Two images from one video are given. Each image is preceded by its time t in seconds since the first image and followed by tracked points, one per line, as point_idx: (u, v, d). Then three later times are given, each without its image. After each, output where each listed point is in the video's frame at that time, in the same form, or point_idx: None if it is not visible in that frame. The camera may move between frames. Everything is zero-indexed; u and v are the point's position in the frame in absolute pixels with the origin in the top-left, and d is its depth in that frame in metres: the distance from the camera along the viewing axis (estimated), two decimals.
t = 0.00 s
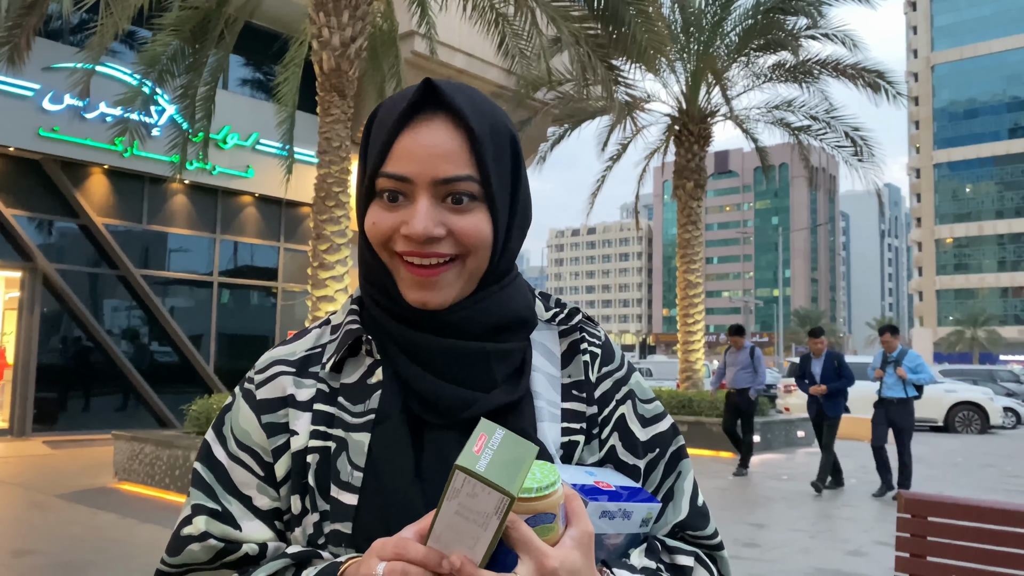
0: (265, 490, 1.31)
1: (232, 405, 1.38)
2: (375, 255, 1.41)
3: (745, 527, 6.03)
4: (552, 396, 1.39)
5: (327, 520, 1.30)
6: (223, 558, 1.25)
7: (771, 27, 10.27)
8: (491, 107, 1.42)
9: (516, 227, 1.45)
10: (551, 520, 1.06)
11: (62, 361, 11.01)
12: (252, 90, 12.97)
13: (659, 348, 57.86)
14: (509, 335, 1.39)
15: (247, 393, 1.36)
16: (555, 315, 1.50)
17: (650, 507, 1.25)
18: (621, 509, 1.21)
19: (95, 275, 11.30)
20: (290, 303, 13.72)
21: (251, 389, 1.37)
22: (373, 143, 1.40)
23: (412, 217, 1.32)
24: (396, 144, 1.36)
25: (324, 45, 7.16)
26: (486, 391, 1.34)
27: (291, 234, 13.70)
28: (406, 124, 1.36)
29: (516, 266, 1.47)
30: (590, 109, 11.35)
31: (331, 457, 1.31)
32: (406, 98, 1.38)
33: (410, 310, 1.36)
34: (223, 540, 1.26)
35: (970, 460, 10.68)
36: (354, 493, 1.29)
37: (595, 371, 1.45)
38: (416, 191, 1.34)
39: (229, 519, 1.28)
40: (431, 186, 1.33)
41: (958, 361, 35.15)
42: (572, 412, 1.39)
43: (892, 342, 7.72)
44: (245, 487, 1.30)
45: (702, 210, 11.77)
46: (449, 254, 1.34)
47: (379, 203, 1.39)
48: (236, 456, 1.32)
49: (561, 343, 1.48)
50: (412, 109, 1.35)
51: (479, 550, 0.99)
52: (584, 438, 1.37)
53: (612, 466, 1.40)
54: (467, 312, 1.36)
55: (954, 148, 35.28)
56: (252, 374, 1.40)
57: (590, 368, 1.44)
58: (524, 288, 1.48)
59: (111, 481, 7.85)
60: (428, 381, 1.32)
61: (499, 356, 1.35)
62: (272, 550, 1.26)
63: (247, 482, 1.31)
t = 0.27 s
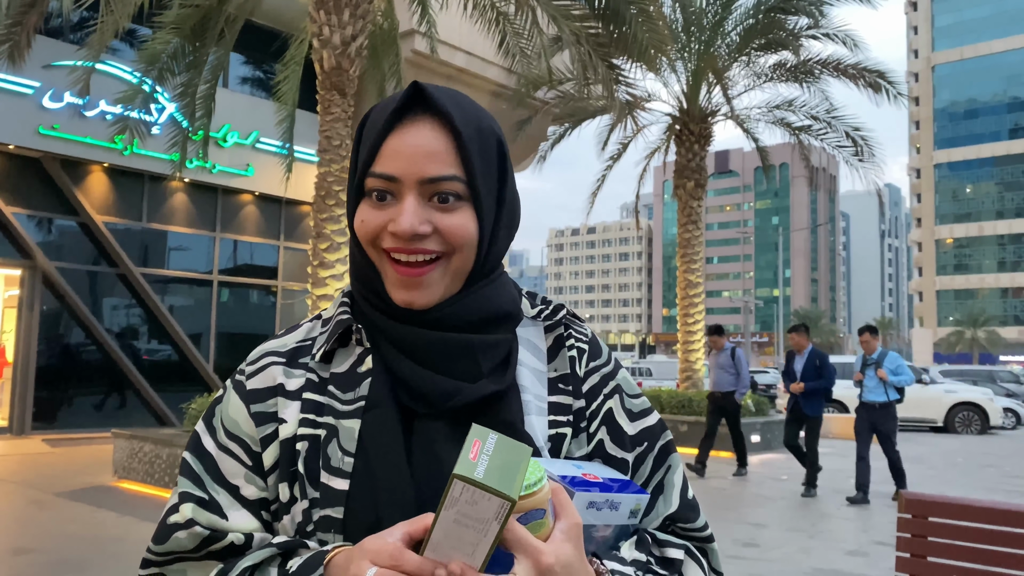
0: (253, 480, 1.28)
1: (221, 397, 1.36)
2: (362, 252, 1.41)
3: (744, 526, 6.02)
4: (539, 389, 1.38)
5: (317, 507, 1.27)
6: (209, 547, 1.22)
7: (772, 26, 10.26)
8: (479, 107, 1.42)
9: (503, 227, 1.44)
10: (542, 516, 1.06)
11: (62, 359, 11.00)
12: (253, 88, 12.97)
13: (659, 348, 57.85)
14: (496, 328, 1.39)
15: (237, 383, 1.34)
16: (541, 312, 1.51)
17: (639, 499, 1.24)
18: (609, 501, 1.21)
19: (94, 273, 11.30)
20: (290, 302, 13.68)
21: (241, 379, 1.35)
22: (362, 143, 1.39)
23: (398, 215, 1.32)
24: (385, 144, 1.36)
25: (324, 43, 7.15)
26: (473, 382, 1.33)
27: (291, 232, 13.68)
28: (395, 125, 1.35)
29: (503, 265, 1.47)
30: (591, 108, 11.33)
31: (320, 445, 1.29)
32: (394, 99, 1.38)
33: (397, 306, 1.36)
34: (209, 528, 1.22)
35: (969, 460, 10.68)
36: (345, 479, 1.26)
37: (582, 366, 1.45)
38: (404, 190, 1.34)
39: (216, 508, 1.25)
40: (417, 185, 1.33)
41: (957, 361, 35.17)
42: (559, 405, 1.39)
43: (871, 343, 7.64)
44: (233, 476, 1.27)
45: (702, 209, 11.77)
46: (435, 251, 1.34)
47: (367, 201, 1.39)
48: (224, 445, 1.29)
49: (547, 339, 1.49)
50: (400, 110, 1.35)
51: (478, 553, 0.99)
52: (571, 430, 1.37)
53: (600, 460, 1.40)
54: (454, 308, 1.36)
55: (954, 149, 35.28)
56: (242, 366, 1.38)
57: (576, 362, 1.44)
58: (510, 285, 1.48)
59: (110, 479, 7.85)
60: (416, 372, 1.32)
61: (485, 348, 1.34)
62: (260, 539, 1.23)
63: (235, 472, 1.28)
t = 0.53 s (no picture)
0: (241, 477, 1.29)
1: (212, 397, 1.37)
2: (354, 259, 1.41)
3: (743, 526, 6.03)
4: (524, 388, 1.37)
5: (304, 503, 1.27)
6: (196, 544, 1.23)
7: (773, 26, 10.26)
8: (465, 115, 1.42)
9: (493, 231, 1.45)
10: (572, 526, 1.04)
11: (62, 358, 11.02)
12: (253, 87, 12.97)
13: (659, 348, 57.84)
14: (483, 326, 1.39)
15: (227, 383, 1.35)
16: (526, 314, 1.49)
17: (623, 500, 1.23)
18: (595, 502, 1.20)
19: (95, 272, 11.30)
20: (290, 301, 13.68)
21: (231, 379, 1.36)
22: (352, 154, 1.40)
23: (390, 224, 1.33)
24: (375, 155, 1.36)
25: (325, 42, 7.16)
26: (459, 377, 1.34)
27: (291, 231, 13.68)
28: (384, 135, 1.36)
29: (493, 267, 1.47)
30: (591, 108, 11.33)
31: (309, 442, 1.30)
32: (382, 110, 1.38)
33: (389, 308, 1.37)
34: (197, 524, 1.24)
35: (969, 460, 10.68)
36: (332, 474, 1.27)
37: (567, 367, 1.42)
38: (395, 199, 1.35)
39: (204, 505, 1.26)
40: (408, 194, 1.34)
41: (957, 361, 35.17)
42: (543, 404, 1.37)
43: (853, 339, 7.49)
44: (221, 473, 1.28)
45: (702, 209, 11.77)
46: (427, 257, 1.35)
47: (358, 209, 1.40)
48: (213, 443, 1.29)
49: (531, 340, 1.46)
50: (389, 122, 1.36)
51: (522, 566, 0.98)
52: (555, 429, 1.35)
53: (583, 460, 1.37)
54: (445, 309, 1.36)
55: (954, 149, 35.27)
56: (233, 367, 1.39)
57: (561, 363, 1.41)
58: (500, 285, 1.48)
59: (110, 477, 7.85)
60: (404, 369, 1.32)
61: (473, 344, 1.35)
62: (246, 536, 1.24)
63: (223, 468, 1.29)
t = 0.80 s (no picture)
0: (220, 473, 1.26)
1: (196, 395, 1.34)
2: (348, 250, 1.39)
3: (744, 525, 6.04)
4: (507, 384, 1.34)
5: (288, 501, 1.23)
6: (173, 541, 1.22)
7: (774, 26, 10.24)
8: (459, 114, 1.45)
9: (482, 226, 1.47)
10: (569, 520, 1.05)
11: (63, 356, 11.03)
12: (254, 85, 12.97)
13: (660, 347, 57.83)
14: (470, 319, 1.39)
15: (210, 381, 1.32)
16: (509, 311, 1.47)
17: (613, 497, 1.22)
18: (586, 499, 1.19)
19: (96, 270, 11.31)
20: (291, 299, 13.68)
21: (215, 378, 1.32)
22: (349, 147, 1.38)
23: (391, 214, 1.33)
24: (374, 147, 1.35)
25: (327, 41, 7.17)
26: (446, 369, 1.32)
27: (292, 230, 13.69)
28: (384, 130, 1.36)
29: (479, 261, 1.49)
30: (593, 107, 11.34)
31: (292, 441, 1.25)
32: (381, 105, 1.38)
33: (384, 298, 1.35)
34: (173, 522, 1.22)
35: (969, 459, 10.69)
36: (316, 471, 1.24)
37: (551, 362, 1.40)
38: (394, 191, 1.34)
39: (183, 502, 1.23)
40: (408, 186, 1.34)
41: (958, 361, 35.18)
42: (527, 398, 1.34)
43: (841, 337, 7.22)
44: (200, 469, 1.25)
45: (703, 208, 11.78)
46: (425, 247, 1.35)
47: (354, 201, 1.38)
48: (193, 439, 1.26)
49: (513, 336, 1.44)
50: (389, 117, 1.36)
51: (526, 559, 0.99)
52: (538, 423, 1.32)
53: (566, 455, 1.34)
54: (440, 299, 1.35)
55: (956, 148, 35.25)
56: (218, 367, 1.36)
57: (544, 357, 1.40)
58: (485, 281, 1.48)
59: (111, 475, 7.86)
60: (392, 362, 1.29)
61: (459, 336, 1.33)
62: (223, 534, 1.23)
63: (202, 464, 1.25)
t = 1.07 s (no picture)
0: (217, 467, 1.26)
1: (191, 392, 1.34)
2: (329, 250, 1.42)
3: (745, 523, 6.04)
4: (496, 379, 1.34)
5: (280, 492, 1.24)
6: (174, 533, 1.19)
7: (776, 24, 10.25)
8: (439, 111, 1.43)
9: (465, 222, 1.44)
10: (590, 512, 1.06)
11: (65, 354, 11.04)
12: (256, 83, 12.97)
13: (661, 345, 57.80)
14: (453, 317, 1.38)
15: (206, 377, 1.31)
16: (498, 308, 1.47)
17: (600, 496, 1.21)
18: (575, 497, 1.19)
19: (97, 267, 11.32)
20: (292, 297, 13.68)
21: (210, 373, 1.32)
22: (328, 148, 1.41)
23: (360, 211, 1.34)
24: (348, 147, 1.37)
25: (328, 39, 7.17)
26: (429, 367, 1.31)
27: (293, 228, 13.69)
28: (357, 129, 1.37)
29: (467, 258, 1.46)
30: (594, 105, 11.33)
31: (285, 434, 1.26)
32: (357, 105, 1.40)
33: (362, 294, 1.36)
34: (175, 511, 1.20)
35: (970, 458, 10.68)
36: (308, 463, 1.24)
37: (539, 358, 1.40)
38: (365, 188, 1.35)
39: (180, 497, 1.22)
40: (377, 183, 1.34)
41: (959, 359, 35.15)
42: (515, 394, 1.35)
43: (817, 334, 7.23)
44: (198, 463, 1.24)
45: (705, 206, 11.77)
46: (397, 244, 1.35)
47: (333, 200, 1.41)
48: (191, 434, 1.26)
49: (503, 332, 1.44)
50: (361, 116, 1.37)
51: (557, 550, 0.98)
52: (527, 419, 1.33)
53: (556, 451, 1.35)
54: (417, 295, 1.34)
55: (958, 147, 35.21)
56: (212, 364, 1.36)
57: (533, 353, 1.40)
58: (472, 278, 1.46)
59: (113, 473, 7.87)
60: (375, 358, 1.29)
61: (443, 334, 1.33)
62: (224, 527, 1.21)
63: (200, 458, 1.25)
